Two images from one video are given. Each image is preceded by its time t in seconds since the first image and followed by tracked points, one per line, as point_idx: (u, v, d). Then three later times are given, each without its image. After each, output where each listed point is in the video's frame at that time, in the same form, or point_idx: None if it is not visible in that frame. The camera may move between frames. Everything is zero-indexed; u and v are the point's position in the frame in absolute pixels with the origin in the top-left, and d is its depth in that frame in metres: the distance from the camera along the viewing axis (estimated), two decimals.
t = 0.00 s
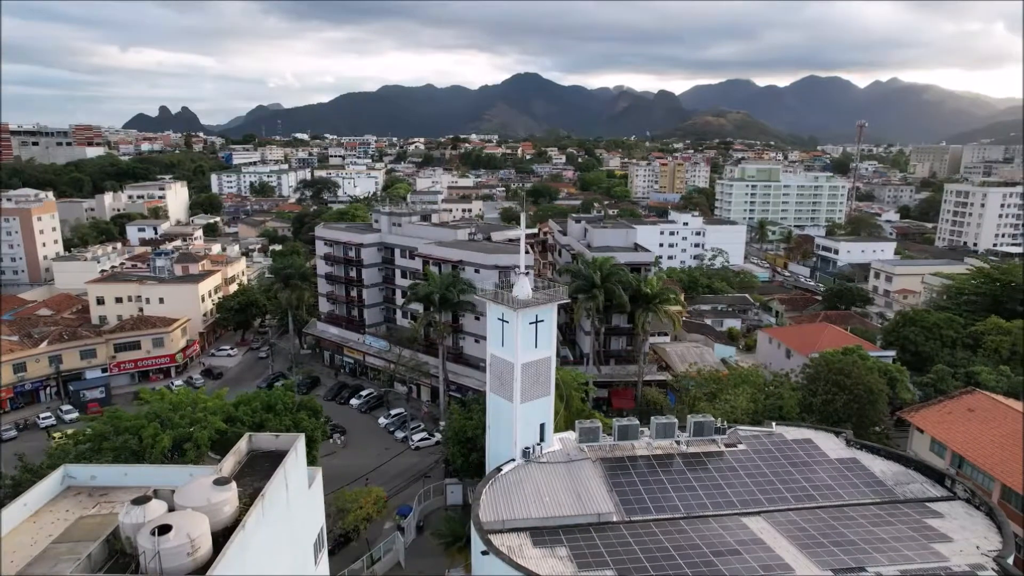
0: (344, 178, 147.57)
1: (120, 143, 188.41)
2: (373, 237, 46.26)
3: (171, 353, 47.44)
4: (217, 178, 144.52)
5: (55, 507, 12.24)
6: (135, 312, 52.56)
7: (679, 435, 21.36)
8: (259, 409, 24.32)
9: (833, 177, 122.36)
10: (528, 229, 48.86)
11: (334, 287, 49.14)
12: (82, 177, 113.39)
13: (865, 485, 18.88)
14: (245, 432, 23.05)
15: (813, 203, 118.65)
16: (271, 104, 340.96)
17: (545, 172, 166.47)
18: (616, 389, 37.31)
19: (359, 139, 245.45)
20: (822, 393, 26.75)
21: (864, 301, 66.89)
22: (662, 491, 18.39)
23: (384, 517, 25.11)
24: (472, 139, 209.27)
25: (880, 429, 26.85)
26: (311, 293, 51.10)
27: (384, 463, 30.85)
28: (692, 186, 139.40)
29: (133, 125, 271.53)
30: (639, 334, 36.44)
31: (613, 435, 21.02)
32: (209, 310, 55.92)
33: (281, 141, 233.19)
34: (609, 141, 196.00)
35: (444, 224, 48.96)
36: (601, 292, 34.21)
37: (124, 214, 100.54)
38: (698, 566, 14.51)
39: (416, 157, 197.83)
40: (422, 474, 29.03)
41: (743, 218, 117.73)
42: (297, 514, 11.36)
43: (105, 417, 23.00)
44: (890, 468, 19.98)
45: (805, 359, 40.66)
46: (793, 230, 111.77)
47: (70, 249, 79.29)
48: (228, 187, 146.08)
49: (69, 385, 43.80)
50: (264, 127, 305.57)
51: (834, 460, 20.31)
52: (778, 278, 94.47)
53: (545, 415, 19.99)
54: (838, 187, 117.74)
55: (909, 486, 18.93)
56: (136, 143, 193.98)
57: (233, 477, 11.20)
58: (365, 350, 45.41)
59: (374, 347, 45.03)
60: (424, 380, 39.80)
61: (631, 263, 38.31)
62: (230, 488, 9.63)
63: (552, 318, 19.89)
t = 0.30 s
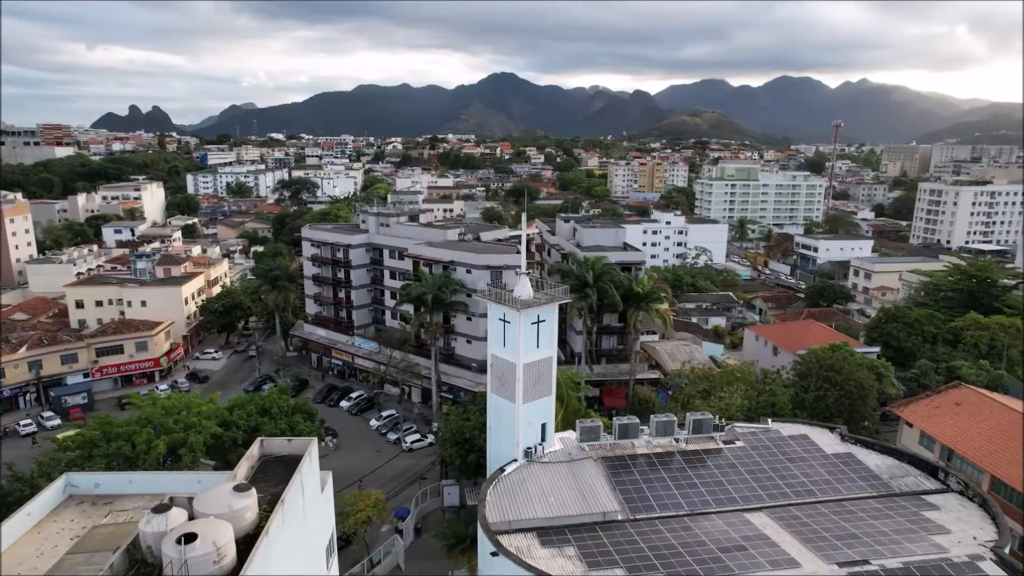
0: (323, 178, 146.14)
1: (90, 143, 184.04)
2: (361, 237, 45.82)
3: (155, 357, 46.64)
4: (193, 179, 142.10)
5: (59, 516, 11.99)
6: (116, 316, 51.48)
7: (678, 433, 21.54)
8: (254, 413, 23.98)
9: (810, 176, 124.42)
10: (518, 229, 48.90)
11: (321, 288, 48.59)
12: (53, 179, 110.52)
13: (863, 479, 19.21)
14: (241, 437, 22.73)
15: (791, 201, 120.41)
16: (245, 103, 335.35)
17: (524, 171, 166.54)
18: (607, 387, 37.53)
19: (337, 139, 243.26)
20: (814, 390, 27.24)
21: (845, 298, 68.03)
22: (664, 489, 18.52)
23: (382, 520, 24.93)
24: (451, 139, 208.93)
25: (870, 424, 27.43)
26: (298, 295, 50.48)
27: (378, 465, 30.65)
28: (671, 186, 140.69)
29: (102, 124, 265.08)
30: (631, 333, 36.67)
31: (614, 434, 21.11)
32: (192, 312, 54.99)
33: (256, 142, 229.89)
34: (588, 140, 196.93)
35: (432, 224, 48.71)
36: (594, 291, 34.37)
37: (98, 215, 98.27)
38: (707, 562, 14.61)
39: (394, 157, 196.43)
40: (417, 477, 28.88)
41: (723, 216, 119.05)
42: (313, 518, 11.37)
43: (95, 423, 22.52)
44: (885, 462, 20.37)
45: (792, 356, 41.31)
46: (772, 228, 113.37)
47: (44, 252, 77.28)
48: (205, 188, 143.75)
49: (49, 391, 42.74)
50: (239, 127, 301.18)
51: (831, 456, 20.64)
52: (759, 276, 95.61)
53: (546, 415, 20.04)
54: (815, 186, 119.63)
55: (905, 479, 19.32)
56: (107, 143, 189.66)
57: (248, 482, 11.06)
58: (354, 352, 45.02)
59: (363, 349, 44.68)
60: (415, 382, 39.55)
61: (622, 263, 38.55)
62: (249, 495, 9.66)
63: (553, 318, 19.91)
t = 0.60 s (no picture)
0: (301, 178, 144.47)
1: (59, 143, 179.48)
2: (349, 238, 45.43)
3: (138, 361, 45.79)
4: (167, 179, 139.48)
5: (64, 527, 11.73)
6: (96, 319, 50.40)
7: (677, 431, 21.72)
8: (249, 417, 23.60)
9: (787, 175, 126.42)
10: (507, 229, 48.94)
11: (308, 290, 48.01)
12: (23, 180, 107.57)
13: (858, 473, 19.58)
14: (237, 441, 22.39)
15: (769, 200, 122.03)
16: (217, 103, 329.67)
17: (502, 171, 166.40)
18: (598, 386, 37.72)
19: (313, 139, 240.80)
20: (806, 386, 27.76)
21: (826, 296, 69.36)
22: (666, 487, 18.66)
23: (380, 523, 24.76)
24: (429, 139, 208.29)
25: (860, 419, 27.98)
26: (284, 297, 49.88)
27: (373, 468, 30.45)
28: (649, 185, 141.75)
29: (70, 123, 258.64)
30: (622, 331, 36.92)
31: (613, 433, 21.20)
32: (175, 315, 54.02)
33: (231, 142, 226.28)
34: (566, 140, 197.76)
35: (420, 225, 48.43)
36: (587, 290, 34.52)
37: (71, 217, 95.88)
38: (715, 559, 14.73)
39: (371, 157, 194.75)
40: (413, 479, 28.72)
41: (702, 215, 120.31)
42: (330, 523, 11.58)
43: (85, 429, 22.07)
44: (879, 456, 20.77)
45: (778, 352, 41.95)
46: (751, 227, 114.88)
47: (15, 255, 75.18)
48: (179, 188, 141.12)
49: (28, 398, 41.65)
50: (212, 127, 296.45)
51: (827, 451, 20.99)
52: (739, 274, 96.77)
53: (547, 415, 20.05)
54: (793, 185, 121.41)
55: (899, 473, 19.71)
56: (77, 142, 185.12)
57: (265, 488, 11.30)
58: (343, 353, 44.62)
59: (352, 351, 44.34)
60: (407, 384, 39.33)
61: (613, 262, 38.82)
62: (272, 502, 9.90)
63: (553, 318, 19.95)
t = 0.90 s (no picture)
0: (278, 179, 142.81)
1: (26, 143, 174.44)
2: (337, 239, 44.99)
3: (121, 366, 44.94)
4: (141, 180, 136.76)
5: (70, 538, 11.57)
6: (75, 323, 49.21)
7: (676, 429, 21.91)
8: (244, 421, 23.30)
9: (765, 174, 128.26)
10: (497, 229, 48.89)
11: (295, 291, 47.40)
12: None
13: (855, 467, 19.97)
14: (232, 446, 22.09)
15: (748, 199, 123.57)
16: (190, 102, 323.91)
17: (481, 170, 166.16)
18: (589, 385, 37.96)
19: (289, 139, 238.03)
20: (798, 383, 28.27)
21: (807, 293, 70.50)
22: (668, 484, 18.81)
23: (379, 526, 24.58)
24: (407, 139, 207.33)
25: (850, 414, 28.55)
26: (269, 299, 49.20)
27: (368, 471, 30.23)
28: (628, 185, 142.66)
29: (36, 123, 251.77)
30: (613, 331, 37.11)
31: (613, 432, 21.31)
32: (157, 318, 52.96)
33: (205, 141, 222.32)
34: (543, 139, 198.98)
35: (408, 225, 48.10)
36: (579, 290, 34.69)
37: (43, 219, 93.34)
38: (723, 555, 14.88)
39: (349, 157, 193.05)
40: (408, 482, 28.58)
41: (682, 214, 121.36)
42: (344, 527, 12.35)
43: (73, 437, 21.61)
44: (872, 450, 21.18)
45: (765, 349, 42.56)
46: (730, 226, 116.23)
47: None
48: (153, 189, 138.51)
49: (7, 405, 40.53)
50: (185, 126, 291.05)
51: (823, 446, 21.36)
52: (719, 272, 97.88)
53: (549, 415, 20.08)
54: (770, 184, 123.11)
55: (893, 466, 20.14)
56: (45, 142, 180.21)
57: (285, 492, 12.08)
58: (331, 356, 44.17)
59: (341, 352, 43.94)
60: (398, 385, 39.08)
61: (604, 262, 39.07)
62: (295, 508, 10.66)
63: (554, 318, 20.00)
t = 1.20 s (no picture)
0: (255, 179, 140.82)
1: None
2: (324, 240, 44.52)
3: (103, 371, 44.04)
4: (112, 181, 133.77)
5: (77, 548, 11.84)
6: (53, 328, 48.04)
7: (675, 427, 22.12)
8: (239, 426, 22.99)
9: (743, 174, 129.96)
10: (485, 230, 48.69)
11: (281, 293, 46.77)
12: None
13: (850, 461, 20.35)
14: (228, 451, 21.80)
15: (726, 198, 125.06)
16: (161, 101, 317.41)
17: (458, 170, 165.63)
18: (580, 384, 38.14)
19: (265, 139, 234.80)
20: (789, 379, 28.75)
21: (788, 291, 71.51)
22: (671, 482, 18.95)
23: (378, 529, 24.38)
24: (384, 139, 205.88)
25: (840, 409, 29.13)
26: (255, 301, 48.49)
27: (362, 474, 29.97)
28: (608, 184, 143.27)
29: None
30: (604, 330, 37.29)
31: (613, 430, 21.45)
32: (139, 322, 51.91)
33: (178, 142, 218.01)
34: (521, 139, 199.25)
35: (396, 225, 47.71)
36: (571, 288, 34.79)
37: (12, 220, 90.63)
38: (729, 551, 15.08)
39: (325, 157, 191.05)
40: (403, 485, 28.41)
41: (661, 213, 122.33)
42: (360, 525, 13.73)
43: (63, 444, 21.31)
44: (866, 444, 21.60)
45: (752, 347, 43.15)
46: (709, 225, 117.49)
47: None
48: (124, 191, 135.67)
49: None
50: (156, 125, 284.99)
51: (818, 441, 21.72)
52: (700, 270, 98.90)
53: (550, 414, 20.14)
54: (748, 184, 124.78)
55: (887, 460, 20.56)
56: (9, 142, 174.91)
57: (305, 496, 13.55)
58: (318, 358, 43.68)
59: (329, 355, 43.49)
60: (389, 387, 38.82)
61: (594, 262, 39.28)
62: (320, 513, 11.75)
63: (554, 319, 20.07)
